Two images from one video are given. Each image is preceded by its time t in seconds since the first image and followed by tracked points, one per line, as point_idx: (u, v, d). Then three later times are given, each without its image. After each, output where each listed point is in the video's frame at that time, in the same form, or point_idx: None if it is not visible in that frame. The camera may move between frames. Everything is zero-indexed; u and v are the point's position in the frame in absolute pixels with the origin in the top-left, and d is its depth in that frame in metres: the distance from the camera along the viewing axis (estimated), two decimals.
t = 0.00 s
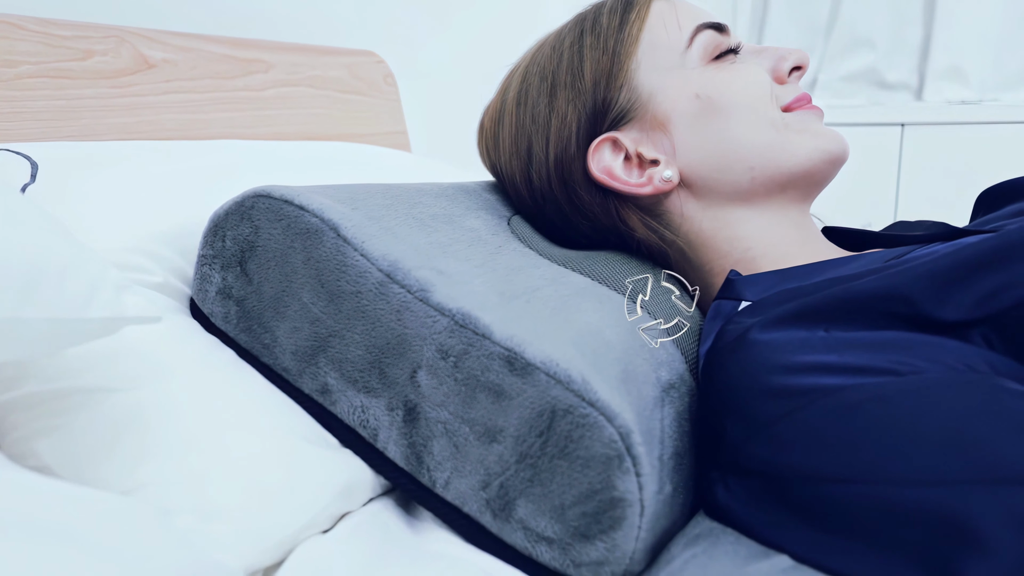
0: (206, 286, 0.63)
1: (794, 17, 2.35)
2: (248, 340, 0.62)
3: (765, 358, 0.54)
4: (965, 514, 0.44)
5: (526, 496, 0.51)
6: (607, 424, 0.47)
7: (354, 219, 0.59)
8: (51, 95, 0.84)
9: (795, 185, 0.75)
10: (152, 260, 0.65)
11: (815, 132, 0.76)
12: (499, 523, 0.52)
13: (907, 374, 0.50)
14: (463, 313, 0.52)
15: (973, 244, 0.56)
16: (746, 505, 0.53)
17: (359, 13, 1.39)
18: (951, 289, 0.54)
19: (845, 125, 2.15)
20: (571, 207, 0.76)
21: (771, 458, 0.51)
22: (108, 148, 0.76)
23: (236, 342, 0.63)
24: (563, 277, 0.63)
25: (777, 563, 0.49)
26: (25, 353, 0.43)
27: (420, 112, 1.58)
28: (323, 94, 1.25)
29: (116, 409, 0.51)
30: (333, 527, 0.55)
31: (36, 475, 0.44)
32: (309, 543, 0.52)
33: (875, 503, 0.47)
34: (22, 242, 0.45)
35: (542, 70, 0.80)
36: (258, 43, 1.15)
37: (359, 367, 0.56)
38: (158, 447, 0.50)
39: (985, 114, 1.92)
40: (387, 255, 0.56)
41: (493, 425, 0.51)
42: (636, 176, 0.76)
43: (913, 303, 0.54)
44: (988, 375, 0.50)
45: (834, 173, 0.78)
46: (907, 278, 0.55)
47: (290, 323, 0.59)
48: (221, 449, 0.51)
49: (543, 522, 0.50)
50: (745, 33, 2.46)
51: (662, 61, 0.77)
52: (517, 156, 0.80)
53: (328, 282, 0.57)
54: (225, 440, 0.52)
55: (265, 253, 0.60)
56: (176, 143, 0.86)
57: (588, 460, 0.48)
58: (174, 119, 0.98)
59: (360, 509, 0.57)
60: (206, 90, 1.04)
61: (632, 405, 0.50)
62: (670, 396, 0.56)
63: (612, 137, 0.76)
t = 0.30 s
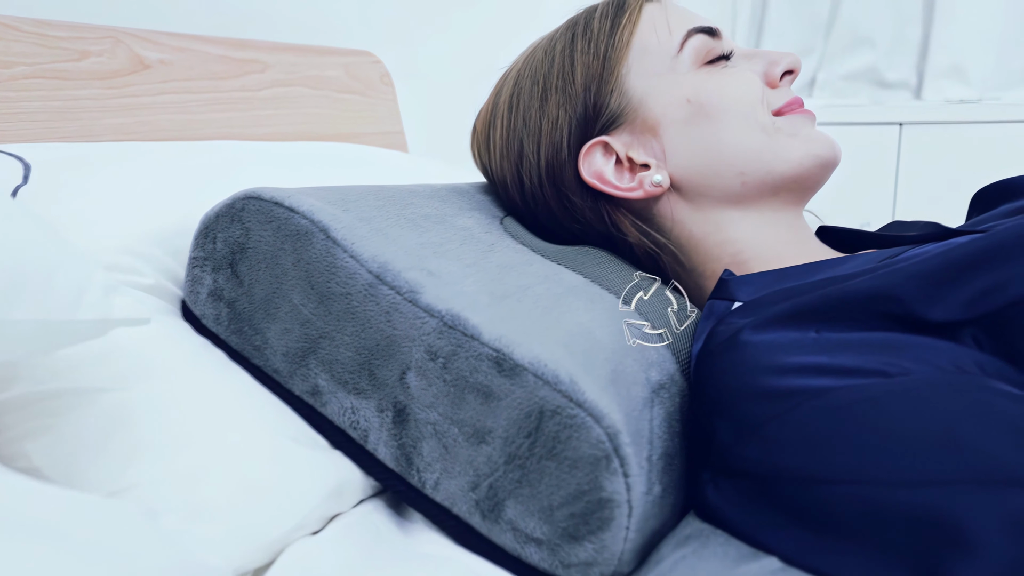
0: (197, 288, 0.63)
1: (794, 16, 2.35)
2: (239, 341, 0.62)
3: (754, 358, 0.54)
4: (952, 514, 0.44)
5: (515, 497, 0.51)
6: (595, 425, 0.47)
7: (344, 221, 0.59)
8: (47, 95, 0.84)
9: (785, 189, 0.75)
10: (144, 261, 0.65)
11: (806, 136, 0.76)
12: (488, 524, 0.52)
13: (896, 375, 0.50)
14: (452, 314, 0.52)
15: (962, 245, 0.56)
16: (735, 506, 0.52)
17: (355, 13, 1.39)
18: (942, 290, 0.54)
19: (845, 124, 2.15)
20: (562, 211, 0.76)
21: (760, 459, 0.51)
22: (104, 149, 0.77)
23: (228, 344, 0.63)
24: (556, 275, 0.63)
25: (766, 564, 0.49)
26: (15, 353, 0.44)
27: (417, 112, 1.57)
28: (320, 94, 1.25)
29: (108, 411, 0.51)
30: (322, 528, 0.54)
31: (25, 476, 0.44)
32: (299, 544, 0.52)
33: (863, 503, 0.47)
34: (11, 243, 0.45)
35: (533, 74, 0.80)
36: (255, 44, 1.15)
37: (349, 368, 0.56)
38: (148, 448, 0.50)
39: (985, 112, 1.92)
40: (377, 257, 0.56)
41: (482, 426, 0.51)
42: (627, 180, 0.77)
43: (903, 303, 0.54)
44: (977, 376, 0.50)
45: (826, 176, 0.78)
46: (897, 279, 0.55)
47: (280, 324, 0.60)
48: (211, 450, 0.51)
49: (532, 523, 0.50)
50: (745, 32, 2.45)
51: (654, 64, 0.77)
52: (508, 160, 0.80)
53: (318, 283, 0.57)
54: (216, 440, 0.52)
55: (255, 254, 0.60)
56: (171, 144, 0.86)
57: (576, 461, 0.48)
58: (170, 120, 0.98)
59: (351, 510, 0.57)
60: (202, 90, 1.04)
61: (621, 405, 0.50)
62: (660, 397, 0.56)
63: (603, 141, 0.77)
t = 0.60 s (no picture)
0: (184, 293, 0.63)
1: (790, 18, 2.35)
2: (224, 347, 0.62)
3: (737, 364, 0.54)
4: (934, 521, 0.44)
5: (498, 504, 0.51)
6: (577, 432, 0.47)
7: (330, 227, 0.59)
8: (36, 99, 0.84)
9: (774, 192, 0.75)
10: (131, 266, 0.65)
11: (795, 140, 0.76)
12: (471, 530, 0.52)
13: (878, 381, 0.50)
14: (435, 320, 0.53)
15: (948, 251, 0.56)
16: (719, 512, 0.53)
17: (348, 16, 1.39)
18: (926, 296, 0.54)
19: (840, 126, 2.15)
20: (551, 213, 0.77)
21: (742, 465, 0.51)
22: (92, 154, 0.77)
23: (214, 349, 0.63)
24: (541, 282, 0.63)
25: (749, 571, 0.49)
26: None
27: (410, 115, 1.57)
28: (313, 98, 1.25)
29: (92, 416, 0.51)
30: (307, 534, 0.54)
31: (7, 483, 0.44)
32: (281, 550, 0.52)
33: (845, 509, 0.47)
34: None
35: (526, 76, 0.80)
36: (246, 47, 1.15)
37: (333, 374, 0.56)
38: (130, 454, 0.50)
39: (980, 114, 1.92)
40: (362, 263, 0.56)
41: (465, 432, 0.51)
42: (617, 180, 0.76)
43: (887, 309, 0.54)
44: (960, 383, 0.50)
45: (814, 181, 0.78)
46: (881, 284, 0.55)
47: (265, 330, 0.60)
48: (194, 456, 0.51)
49: (515, 529, 0.50)
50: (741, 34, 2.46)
51: (645, 67, 0.77)
52: (500, 162, 0.80)
53: (303, 289, 0.57)
54: (201, 447, 0.52)
55: (241, 260, 0.60)
56: (161, 148, 0.87)
57: (558, 468, 0.48)
58: (161, 124, 0.99)
59: (336, 516, 0.57)
60: (194, 94, 1.04)
61: (603, 412, 0.50)
62: (645, 403, 0.56)
63: (594, 141, 0.76)
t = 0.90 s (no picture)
0: (170, 297, 0.64)
1: (786, 19, 2.35)
2: (210, 351, 0.62)
3: (718, 368, 0.54)
4: (907, 526, 0.45)
5: (478, 508, 0.51)
6: (557, 437, 0.47)
7: (314, 231, 0.59)
8: (26, 102, 0.84)
9: (761, 196, 0.75)
10: (117, 271, 0.65)
11: (782, 144, 0.76)
12: (452, 534, 0.53)
13: (856, 387, 0.50)
14: (417, 325, 0.53)
15: (929, 257, 0.57)
16: (699, 516, 0.53)
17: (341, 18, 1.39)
18: (905, 302, 0.55)
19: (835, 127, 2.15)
20: (539, 214, 0.76)
21: (722, 470, 0.52)
22: (81, 158, 0.77)
23: (199, 353, 0.64)
24: (524, 289, 0.63)
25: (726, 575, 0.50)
26: None
27: (403, 116, 1.57)
28: (305, 100, 1.25)
29: (75, 422, 0.52)
30: (289, 538, 0.55)
31: None
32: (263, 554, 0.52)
33: (822, 514, 0.47)
34: None
35: (514, 79, 0.80)
36: (239, 49, 1.16)
37: (317, 378, 0.57)
38: (112, 459, 0.50)
39: (975, 115, 1.92)
40: (346, 268, 0.57)
41: (446, 437, 0.52)
42: (604, 183, 0.76)
43: (867, 315, 0.54)
44: (939, 389, 0.50)
45: (801, 185, 0.78)
46: (862, 290, 0.55)
47: (250, 334, 0.60)
48: (175, 462, 0.52)
49: (495, 534, 0.50)
50: (737, 35, 2.46)
51: (632, 71, 0.77)
52: (487, 164, 0.80)
53: (287, 294, 0.57)
54: (183, 452, 0.52)
55: (225, 264, 0.61)
56: (150, 151, 0.87)
57: (537, 473, 0.48)
58: (151, 126, 0.99)
59: (319, 520, 0.57)
60: (185, 96, 1.04)
61: (584, 417, 0.50)
62: (627, 407, 0.56)
63: (581, 144, 0.77)
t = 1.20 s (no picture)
0: (153, 299, 0.64)
1: (783, 20, 2.35)
2: (192, 353, 0.63)
3: (695, 370, 0.55)
4: (879, 525, 0.44)
5: (455, 509, 0.51)
6: (532, 437, 0.48)
7: (295, 234, 0.59)
8: (15, 104, 0.85)
9: (743, 198, 0.75)
10: (101, 273, 0.66)
11: (764, 147, 0.77)
12: (430, 535, 0.53)
13: (832, 388, 0.51)
14: (395, 327, 0.53)
15: (903, 262, 0.58)
16: (676, 517, 0.53)
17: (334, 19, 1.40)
18: (880, 306, 0.56)
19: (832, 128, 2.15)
20: (522, 218, 0.76)
21: (698, 471, 0.52)
22: (69, 160, 0.77)
23: (182, 355, 0.64)
24: (508, 288, 0.63)
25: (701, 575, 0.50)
26: None
27: (398, 118, 1.58)
28: (299, 102, 1.25)
29: (55, 422, 0.53)
30: (268, 539, 0.55)
31: None
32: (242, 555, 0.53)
33: (797, 514, 0.48)
34: None
35: (496, 83, 0.81)
36: (231, 51, 1.16)
37: (297, 379, 0.57)
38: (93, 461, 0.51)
39: (971, 116, 1.92)
40: (326, 270, 0.57)
41: (423, 438, 0.52)
42: (586, 188, 0.77)
43: (843, 317, 0.55)
44: (913, 391, 0.50)
45: (783, 188, 0.78)
46: (837, 294, 0.56)
47: (231, 336, 0.60)
48: (153, 463, 0.52)
49: (472, 534, 0.51)
50: (734, 36, 2.46)
51: (614, 75, 0.78)
52: (471, 167, 0.80)
53: (267, 295, 0.58)
54: (164, 455, 0.53)
55: (207, 266, 0.61)
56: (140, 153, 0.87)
57: (513, 474, 0.48)
58: (143, 128, 0.99)
59: (298, 521, 0.58)
60: (177, 98, 1.05)
61: (560, 418, 0.50)
62: (606, 408, 0.56)
63: (563, 150, 0.77)
